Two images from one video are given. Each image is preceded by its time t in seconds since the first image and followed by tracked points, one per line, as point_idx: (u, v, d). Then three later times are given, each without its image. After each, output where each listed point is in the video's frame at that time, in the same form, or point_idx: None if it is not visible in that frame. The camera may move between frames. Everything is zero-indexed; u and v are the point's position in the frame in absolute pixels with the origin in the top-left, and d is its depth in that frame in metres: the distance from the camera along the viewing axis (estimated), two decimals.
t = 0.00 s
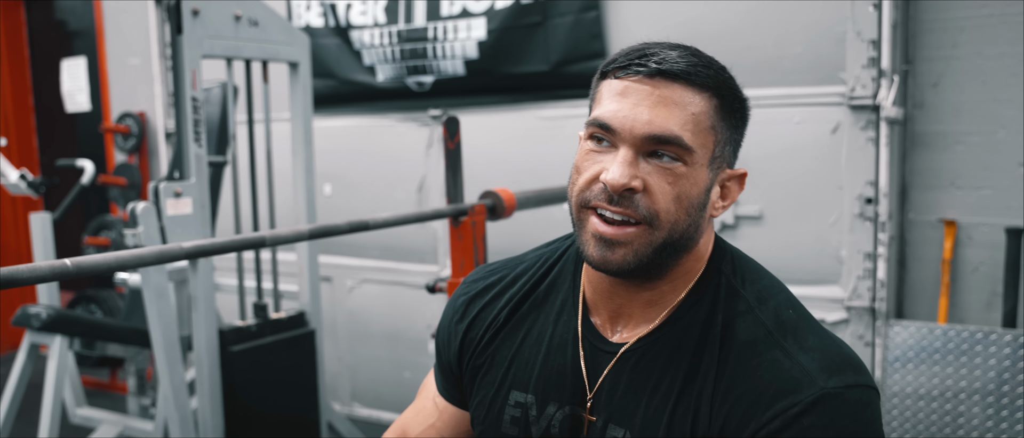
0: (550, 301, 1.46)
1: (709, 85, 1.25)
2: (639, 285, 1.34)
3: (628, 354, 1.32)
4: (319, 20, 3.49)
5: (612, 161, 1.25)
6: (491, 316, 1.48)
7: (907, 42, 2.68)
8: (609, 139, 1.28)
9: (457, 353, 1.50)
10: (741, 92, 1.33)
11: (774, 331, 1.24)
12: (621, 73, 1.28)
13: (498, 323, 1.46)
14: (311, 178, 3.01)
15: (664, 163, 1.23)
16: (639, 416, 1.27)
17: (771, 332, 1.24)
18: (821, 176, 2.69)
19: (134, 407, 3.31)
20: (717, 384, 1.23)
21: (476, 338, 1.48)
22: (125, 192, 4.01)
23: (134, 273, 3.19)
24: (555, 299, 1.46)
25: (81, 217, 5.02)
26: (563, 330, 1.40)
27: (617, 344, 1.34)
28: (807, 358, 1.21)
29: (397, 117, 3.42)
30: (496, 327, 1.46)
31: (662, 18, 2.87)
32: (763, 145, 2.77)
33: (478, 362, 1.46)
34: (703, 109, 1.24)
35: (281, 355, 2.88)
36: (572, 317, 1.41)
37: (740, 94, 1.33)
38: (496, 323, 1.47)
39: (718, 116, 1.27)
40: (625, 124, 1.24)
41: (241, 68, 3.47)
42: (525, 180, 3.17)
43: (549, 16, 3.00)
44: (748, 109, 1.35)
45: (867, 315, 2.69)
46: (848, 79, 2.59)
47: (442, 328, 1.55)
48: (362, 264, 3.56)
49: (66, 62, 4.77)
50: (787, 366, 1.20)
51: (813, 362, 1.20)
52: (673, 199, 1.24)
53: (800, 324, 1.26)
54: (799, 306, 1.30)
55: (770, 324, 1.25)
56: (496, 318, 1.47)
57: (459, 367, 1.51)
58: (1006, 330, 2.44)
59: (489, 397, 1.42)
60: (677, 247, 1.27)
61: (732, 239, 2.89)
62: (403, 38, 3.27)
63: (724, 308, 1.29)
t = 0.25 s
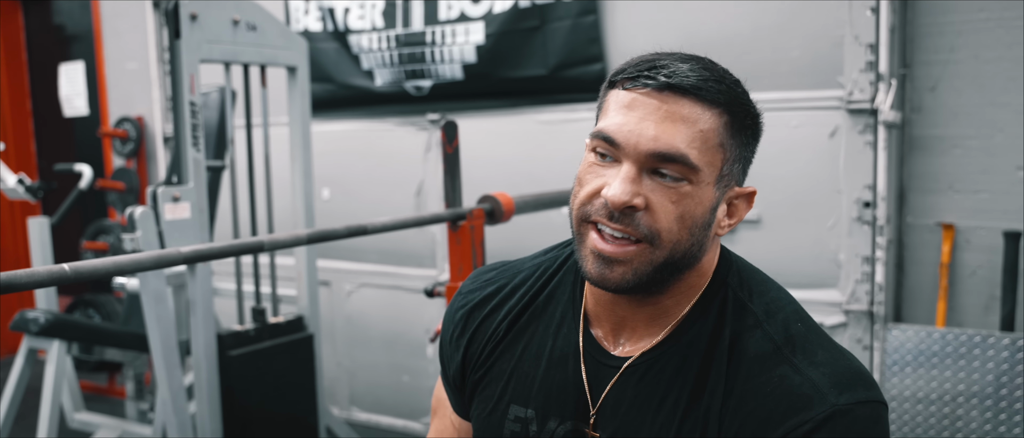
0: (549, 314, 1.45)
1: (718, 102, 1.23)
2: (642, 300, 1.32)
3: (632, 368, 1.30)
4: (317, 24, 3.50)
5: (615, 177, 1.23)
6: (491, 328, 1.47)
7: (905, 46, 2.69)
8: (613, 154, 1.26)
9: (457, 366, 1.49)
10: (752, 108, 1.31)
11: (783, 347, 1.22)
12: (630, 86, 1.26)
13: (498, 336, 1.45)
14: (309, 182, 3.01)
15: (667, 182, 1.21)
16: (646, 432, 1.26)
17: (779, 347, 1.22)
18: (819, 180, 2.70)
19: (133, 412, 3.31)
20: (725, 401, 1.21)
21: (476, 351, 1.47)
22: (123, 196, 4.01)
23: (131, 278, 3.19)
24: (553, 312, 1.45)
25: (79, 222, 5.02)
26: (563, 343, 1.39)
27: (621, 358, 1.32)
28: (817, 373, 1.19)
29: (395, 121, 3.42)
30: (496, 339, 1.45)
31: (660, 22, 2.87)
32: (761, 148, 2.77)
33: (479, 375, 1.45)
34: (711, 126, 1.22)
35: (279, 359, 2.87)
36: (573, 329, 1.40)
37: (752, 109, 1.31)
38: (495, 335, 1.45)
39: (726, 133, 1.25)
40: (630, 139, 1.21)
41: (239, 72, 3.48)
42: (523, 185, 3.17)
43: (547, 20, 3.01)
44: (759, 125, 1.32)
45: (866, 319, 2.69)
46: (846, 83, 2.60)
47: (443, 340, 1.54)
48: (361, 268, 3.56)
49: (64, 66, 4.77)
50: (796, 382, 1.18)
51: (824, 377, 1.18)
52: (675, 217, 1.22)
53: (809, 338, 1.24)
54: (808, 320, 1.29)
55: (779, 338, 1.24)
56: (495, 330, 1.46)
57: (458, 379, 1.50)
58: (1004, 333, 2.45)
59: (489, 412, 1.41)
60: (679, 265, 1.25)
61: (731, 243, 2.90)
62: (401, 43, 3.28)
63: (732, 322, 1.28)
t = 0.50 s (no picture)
0: (548, 316, 1.44)
1: (710, 100, 1.23)
2: (641, 302, 1.32)
3: (634, 372, 1.30)
4: (314, 25, 3.49)
5: (606, 176, 1.24)
6: (489, 330, 1.47)
7: (901, 47, 2.69)
8: (605, 153, 1.26)
9: (454, 369, 1.49)
10: (748, 106, 1.30)
11: (786, 350, 1.23)
12: (620, 85, 1.26)
13: (496, 339, 1.45)
14: (306, 183, 3.00)
15: (658, 182, 1.21)
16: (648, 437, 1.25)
17: (782, 350, 1.23)
18: (815, 180, 2.70)
19: (129, 413, 3.30)
20: (728, 405, 1.21)
21: (475, 354, 1.46)
22: (119, 196, 4.00)
23: (128, 279, 3.19)
24: (552, 314, 1.44)
25: (75, 222, 5.00)
26: (563, 346, 1.39)
27: (623, 362, 1.32)
28: (821, 377, 1.19)
29: (392, 121, 3.42)
30: (494, 342, 1.44)
31: (656, 23, 2.87)
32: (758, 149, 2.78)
33: (477, 378, 1.45)
34: (704, 124, 1.22)
35: (276, 360, 2.87)
36: (573, 332, 1.39)
37: (748, 107, 1.30)
38: (494, 338, 1.45)
39: (720, 132, 1.24)
40: (619, 138, 1.22)
41: (236, 72, 3.47)
42: (520, 185, 3.17)
43: (544, 20, 3.00)
44: (756, 122, 1.32)
45: (862, 319, 2.69)
46: (842, 83, 2.60)
47: (439, 341, 1.54)
48: (357, 268, 3.56)
49: (60, 67, 4.76)
50: (799, 386, 1.19)
51: (827, 381, 1.18)
52: (668, 217, 1.22)
53: (812, 341, 1.25)
54: (810, 322, 1.29)
55: (782, 342, 1.24)
56: (494, 333, 1.46)
57: (456, 382, 1.50)
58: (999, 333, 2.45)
59: (488, 415, 1.40)
60: (673, 265, 1.25)
61: (727, 243, 2.90)
62: (397, 43, 3.27)
63: (735, 326, 1.28)
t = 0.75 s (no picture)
0: (542, 315, 1.44)
1: (708, 96, 1.23)
2: (639, 301, 1.33)
3: (632, 371, 1.30)
4: (310, 23, 3.49)
5: (604, 173, 1.23)
6: (483, 330, 1.46)
7: (897, 44, 2.69)
8: (602, 150, 1.26)
9: (447, 368, 1.49)
10: (745, 103, 1.30)
11: (785, 347, 1.23)
12: (618, 81, 1.26)
13: (490, 338, 1.44)
14: (302, 181, 3.00)
15: (656, 178, 1.21)
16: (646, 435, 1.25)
17: (781, 347, 1.23)
18: (812, 178, 2.70)
19: (126, 412, 3.30)
20: (728, 403, 1.21)
21: (468, 353, 1.46)
22: (115, 195, 4.00)
23: (124, 279, 3.20)
24: (546, 313, 1.44)
25: (72, 221, 5.00)
26: (557, 345, 1.39)
27: (620, 361, 1.32)
28: (820, 374, 1.19)
29: (388, 119, 3.42)
30: (488, 341, 1.44)
31: (653, 21, 2.87)
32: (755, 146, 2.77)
33: (471, 377, 1.45)
34: (702, 120, 1.22)
35: (273, 359, 2.87)
36: (568, 331, 1.39)
37: (745, 105, 1.30)
38: (488, 337, 1.44)
39: (717, 128, 1.24)
40: (616, 134, 1.21)
41: (232, 71, 3.47)
42: (517, 183, 3.17)
43: (540, 18, 3.00)
44: (753, 120, 1.32)
45: (859, 316, 2.70)
46: (839, 81, 2.60)
47: (432, 339, 1.54)
48: (355, 267, 3.56)
49: (56, 66, 4.75)
50: (799, 383, 1.18)
51: (827, 378, 1.18)
52: (666, 214, 1.21)
53: (810, 338, 1.25)
54: (807, 319, 1.29)
55: (780, 339, 1.24)
56: (487, 332, 1.45)
57: (449, 380, 1.50)
58: (996, 330, 2.45)
59: (483, 415, 1.41)
60: (671, 261, 1.25)
61: (724, 241, 2.90)
62: (394, 41, 3.27)
63: (733, 323, 1.27)
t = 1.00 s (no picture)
0: (535, 309, 1.44)
1: (701, 87, 1.23)
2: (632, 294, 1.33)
3: (622, 363, 1.30)
4: (308, 21, 3.49)
5: (599, 166, 1.23)
6: (476, 324, 1.47)
7: (896, 43, 2.69)
8: (597, 144, 1.26)
9: (441, 362, 1.49)
10: (737, 95, 1.31)
11: (776, 339, 1.23)
12: (611, 75, 1.26)
13: (483, 331, 1.45)
14: (301, 179, 3.00)
15: (652, 169, 1.21)
16: (637, 428, 1.25)
17: (771, 339, 1.23)
18: (811, 176, 2.70)
19: (125, 410, 3.30)
20: (718, 395, 1.21)
21: (461, 347, 1.47)
22: (114, 194, 4.00)
23: (123, 277, 3.20)
24: (539, 307, 1.45)
25: (70, 220, 5.00)
26: (548, 339, 1.39)
27: (610, 353, 1.32)
28: (811, 366, 1.19)
29: (387, 117, 3.42)
30: (481, 335, 1.44)
31: (651, 19, 2.86)
32: (753, 144, 2.77)
33: (465, 371, 1.45)
34: (695, 112, 1.22)
35: (272, 357, 2.87)
36: (560, 324, 1.40)
37: (736, 97, 1.30)
38: (481, 332, 1.45)
39: (711, 119, 1.24)
40: (611, 127, 1.22)
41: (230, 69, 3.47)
42: (515, 181, 3.17)
43: (538, 16, 3.00)
44: (746, 112, 1.32)
45: (857, 314, 2.69)
46: (837, 79, 2.60)
47: (427, 334, 1.54)
48: (353, 265, 3.56)
49: (55, 64, 4.75)
50: (790, 375, 1.18)
51: (817, 370, 1.18)
52: (661, 206, 1.21)
53: (801, 330, 1.25)
54: (799, 312, 1.29)
55: (771, 331, 1.24)
56: (480, 326, 1.46)
57: (444, 375, 1.51)
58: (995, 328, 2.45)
59: (475, 408, 1.41)
60: (667, 253, 1.25)
61: (723, 239, 2.90)
62: (392, 39, 3.27)
63: (723, 315, 1.28)
